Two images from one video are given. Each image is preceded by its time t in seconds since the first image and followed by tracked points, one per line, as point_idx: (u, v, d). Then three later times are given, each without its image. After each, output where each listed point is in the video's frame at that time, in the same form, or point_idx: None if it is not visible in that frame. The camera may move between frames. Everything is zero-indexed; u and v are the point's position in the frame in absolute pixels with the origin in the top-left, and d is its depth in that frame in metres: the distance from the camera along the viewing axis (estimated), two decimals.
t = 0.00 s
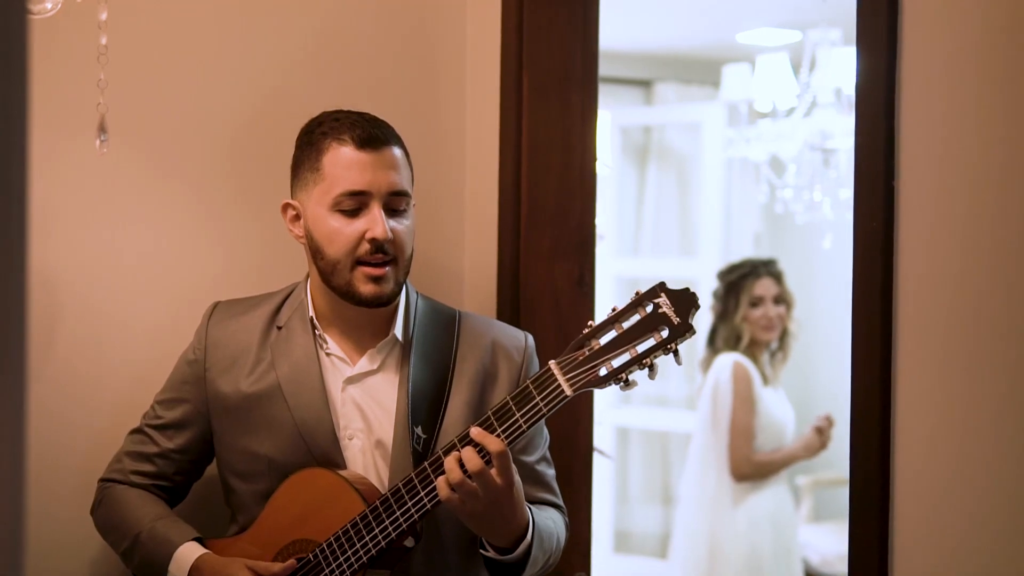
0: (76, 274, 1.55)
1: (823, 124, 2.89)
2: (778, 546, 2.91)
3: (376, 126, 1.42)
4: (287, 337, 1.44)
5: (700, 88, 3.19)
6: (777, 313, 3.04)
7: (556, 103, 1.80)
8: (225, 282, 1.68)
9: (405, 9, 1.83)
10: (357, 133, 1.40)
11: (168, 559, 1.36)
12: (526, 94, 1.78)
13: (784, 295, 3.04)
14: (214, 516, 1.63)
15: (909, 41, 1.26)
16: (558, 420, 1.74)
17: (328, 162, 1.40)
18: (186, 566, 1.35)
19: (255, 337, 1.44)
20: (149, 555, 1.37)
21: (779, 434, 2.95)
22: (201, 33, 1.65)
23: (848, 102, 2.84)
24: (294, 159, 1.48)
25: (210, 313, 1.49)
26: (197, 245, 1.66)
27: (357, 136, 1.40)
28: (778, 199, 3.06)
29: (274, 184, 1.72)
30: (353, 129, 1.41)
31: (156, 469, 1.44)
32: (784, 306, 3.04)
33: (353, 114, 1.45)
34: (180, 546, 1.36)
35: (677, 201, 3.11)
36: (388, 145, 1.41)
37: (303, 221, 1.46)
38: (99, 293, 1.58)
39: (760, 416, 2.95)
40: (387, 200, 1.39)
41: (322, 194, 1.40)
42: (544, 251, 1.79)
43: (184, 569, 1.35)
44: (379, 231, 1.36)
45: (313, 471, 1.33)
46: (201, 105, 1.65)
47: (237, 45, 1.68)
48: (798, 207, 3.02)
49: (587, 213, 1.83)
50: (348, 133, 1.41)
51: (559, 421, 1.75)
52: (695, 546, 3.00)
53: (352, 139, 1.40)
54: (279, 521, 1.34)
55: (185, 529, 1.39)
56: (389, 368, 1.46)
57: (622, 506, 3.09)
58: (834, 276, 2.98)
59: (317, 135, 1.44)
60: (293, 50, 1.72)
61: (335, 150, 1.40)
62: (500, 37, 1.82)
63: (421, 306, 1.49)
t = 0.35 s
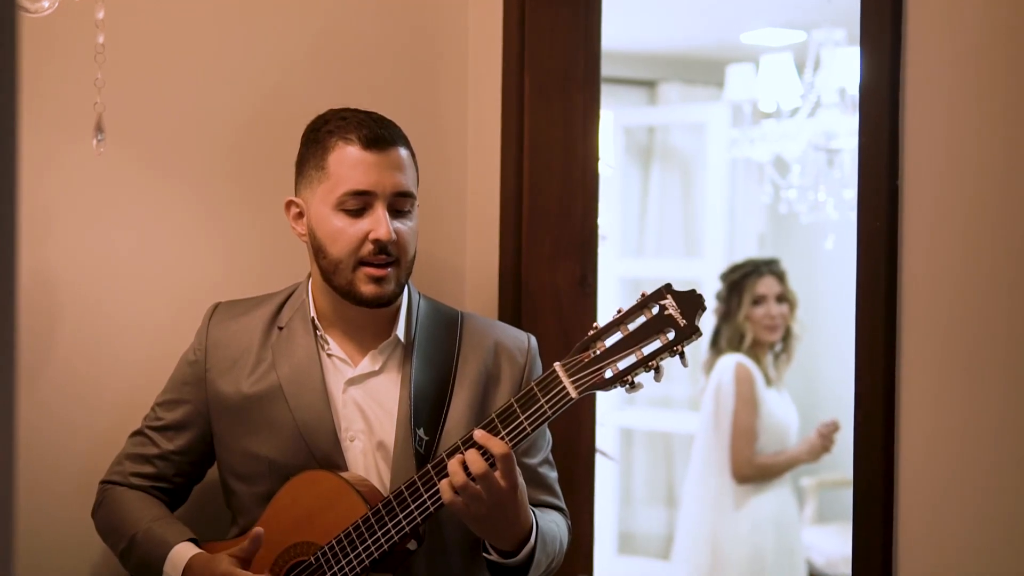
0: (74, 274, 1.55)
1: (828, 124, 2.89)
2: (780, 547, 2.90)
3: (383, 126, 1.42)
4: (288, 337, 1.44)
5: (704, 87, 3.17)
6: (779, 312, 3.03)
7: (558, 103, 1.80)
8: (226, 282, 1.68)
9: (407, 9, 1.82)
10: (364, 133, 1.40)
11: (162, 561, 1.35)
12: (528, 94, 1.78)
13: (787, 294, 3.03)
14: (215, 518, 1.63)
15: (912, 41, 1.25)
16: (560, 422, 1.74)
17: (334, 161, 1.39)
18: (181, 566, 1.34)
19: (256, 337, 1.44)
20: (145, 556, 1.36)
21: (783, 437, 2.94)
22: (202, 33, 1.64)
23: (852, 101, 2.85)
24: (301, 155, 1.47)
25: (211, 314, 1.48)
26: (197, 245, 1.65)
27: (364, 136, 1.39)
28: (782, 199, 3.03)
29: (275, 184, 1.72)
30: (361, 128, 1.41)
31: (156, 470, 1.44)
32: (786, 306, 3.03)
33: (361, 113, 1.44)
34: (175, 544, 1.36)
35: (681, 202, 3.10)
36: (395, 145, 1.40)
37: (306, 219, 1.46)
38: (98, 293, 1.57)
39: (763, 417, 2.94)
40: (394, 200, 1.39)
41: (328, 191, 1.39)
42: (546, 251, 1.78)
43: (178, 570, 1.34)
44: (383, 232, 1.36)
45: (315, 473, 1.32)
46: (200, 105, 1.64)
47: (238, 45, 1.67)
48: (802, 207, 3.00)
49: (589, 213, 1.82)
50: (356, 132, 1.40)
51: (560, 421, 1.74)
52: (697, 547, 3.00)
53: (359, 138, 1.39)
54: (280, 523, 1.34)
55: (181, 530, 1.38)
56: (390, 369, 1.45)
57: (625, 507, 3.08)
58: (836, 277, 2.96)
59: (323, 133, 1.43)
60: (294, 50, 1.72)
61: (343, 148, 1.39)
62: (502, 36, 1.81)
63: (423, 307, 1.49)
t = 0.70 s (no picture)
0: (71, 274, 1.54)
1: (830, 124, 2.83)
2: (784, 551, 2.86)
3: (373, 132, 1.40)
4: (286, 340, 1.43)
5: (706, 88, 3.16)
6: (784, 314, 3.01)
7: (558, 103, 1.79)
8: (224, 283, 1.67)
9: (407, 8, 1.81)
10: (353, 140, 1.39)
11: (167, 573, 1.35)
12: (528, 94, 1.77)
13: (791, 295, 3.00)
14: (211, 519, 1.62)
15: (914, 41, 1.24)
16: (560, 425, 1.73)
17: (323, 170, 1.38)
18: None
19: (253, 339, 1.43)
20: (149, 569, 1.36)
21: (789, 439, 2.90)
22: (201, 33, 1.63)
23: (855, 101, 2.79)
24: (291, 161, 1.47)
25: (208, 313, 1.48)
26: (194, 246, 1.64)
27: (353, 144, 1.38)
28: (785, 200, 3.01)
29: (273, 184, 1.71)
30: (350, 135, 1.39)
31: (151, 472, 1.43)
32: (791, 307, 3.00)
33: (351, 118, 1.43)
34: (183, 557, 1.35)
35: (685, 202, 3.11)
36: (387, 150, 1.39)
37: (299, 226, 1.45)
38: (95, 293, 1.57)
39: (768, 419, 2.91)
40: (384, 208, 1.37)
41: (319, 201, 1.39)
42: (546, 252, 1.77)
43: None
44: (375, 241, 1.35)
45: (313, 477, 1.31)
46: (198, 105, 1.64)
47: (236, 44, 1.66)
48: (805, 207, 2.97)
49: (589, 214, 1.81)
50: (345, 139, 1.39)
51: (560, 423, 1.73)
52: (700, 549, 2.99)
53: (348, 146, 1.38)
54: (276, 527, 1.33)
55: (186, 540, 1.37)
56: (388, 373, 1.44)
57: (627, 509, 3.08)
58: (838, 278, 2.88)
59: (312, 140, 1.43)
60: (293, 49, 1.71)
61: (331, 158, 1.38)
62: (502, 37, 1.81)
63: (422, 308, 1.48)
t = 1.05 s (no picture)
0: (69, 270, 1.54)
1: (836, 122, 2.82)
2: (791, 550, 2.87)
3: (386, 125, 1.40)
4: (288, 337, 1.42)
5: (710, 87, 3.16)
6: (791, 314, 2.99)
7: (563, 101, 1.78)
8: (226, 280, 1.66)
9: (411, 5, 1.80)
10: (366, 131, 1.38)
11: (163, 567, 1.34)
12: (533, 92, 1.76)
13: (800, 295, 2.98)
14: (212, 520, 1.61)
15: (923, 37, 1.23)
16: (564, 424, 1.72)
17: (336, 159, 1.38)
18: (183, 575, 1.32)
19: (255, 336, 1.42)
20: (145, 562, 1.35)
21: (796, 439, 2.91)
22: (203, 29, 1.63)
23: (860, 100, 2.76)
24: (302, 151, 1.46)
25: (208, 312, 1.47)
26: (195, 242, 1.63)
27: (366, 134, 1.37)
28: (789, 198, 3.00)
29: (277, 181, 1.70)
30: (363, 126, 1.39)
31: (151, 470, 1.42)
32: (798, 306, 2.99)
33: (365, 109, 1.43)
34: (178, 549, 1.34)
35: (687, 202, 3.08)
36: (398, 144, 1.39)
37: (305, 216, 1.44)
38: (93, 288, 1.56)
39: (776, 420, 2.92)
40: (395, 200, 1.37)
41: (328, 190, 1.37)
42: (550, 251, 1.76)
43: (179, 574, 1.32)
44: (382, 233, 1.34)
45: (314, 475, 1.30)
46: (199, 100, 1.63)
47: (238, 40, 1.66)
48: (809, 206, 2.96)
49: (593, 213, 1.80)
50: (358, 130, 1.38)
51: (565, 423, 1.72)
52: (705, 550, 2.99)
53: (361, 137, 1.37)
54: (279, 526, 1.32)
55: (183, 534, 1.37)
56: (390, 370, 1.43)
57: (630, 509, 3.06)
58: (843, 276, 2.88)
59: (325, 130, 1.42)
60: (295, 46, 1.70)
61: (345, 146, 1.37)
62: (505, 33, 1.80)
63: (425, 306, 1.47)
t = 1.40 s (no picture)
0: (63, 268, 1.55)
1: (836, 121, 2.83)
2: (795, 550, 2.86)
3: (376, 125, 1.39)
4: (284, 337, 1.42)
5: (713, 86, 3.16)
6: (795, 314, 2.98)
7: (562, 100, 1.77)
8: (223, 279, 1.66)
9: (410, 4, 1.80)
10: (353, 133, 1.37)
11: (158, 568, 1.33)
12: (532, 91, 1.75)
13: (802, 295, 2.97)
14: (209, 520, 1.61)
15: (923, 35, 1.22)
16: (563, 424, 1.71)
17: (325, 162, 1.37)
18: None
19: (251, 335, 1.42)
20: (141, 562, 1.34)
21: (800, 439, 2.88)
22: (201, 29, 1.63)
23: (861, 98, 2.77)
24: (296, 152, 1.45)
25: (205, 311, 1.47)
26: (192, 242, 1.63)
27: (353, 136, 1.37)
28: (791, 198, 2.99)
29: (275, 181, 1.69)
30: (352, 127, 1.38)
31: (148, 470, 1.42)
32: (803, 306, 2.97)
33: (354, 111, 1.42)
34: (174, 551, 1.34)
35: (689, 199, 3.07)
36: (389, 145, 1.38)
37: (298, 218, 1.43)
38: (87, 287, 1.57)
39: (779, 420, 2.90)
40: (383, 203, 1.36)
41: (317, 194, 1.37)
42: (550, 250, 1.76)
43: None
44: (371, 237, 1.33)
45: (309, 476, 1.30)
46: (194, 100, 1.63)
47: (234, 40, 1.65)
48: (811, 206, 2.93)
49: (593, 213, 1.79)
50: (347, 132, 1.38)
51: (564, 423, 1.72)
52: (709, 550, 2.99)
53: (350, 139, 1.37)
54: (274, 526, 1.32)
55: (178, 536, 1.36)
56: (388, 370, 1.43)
57: (633, 509, 3.05)
58: (845, 275, 2.86)
59: (316, 131, 1.41)
60: (293, 46, 1.70)
61: (334, 148, 1.37)
62: (504, 32, 1.79)
63: (422, 305, 1.47)
